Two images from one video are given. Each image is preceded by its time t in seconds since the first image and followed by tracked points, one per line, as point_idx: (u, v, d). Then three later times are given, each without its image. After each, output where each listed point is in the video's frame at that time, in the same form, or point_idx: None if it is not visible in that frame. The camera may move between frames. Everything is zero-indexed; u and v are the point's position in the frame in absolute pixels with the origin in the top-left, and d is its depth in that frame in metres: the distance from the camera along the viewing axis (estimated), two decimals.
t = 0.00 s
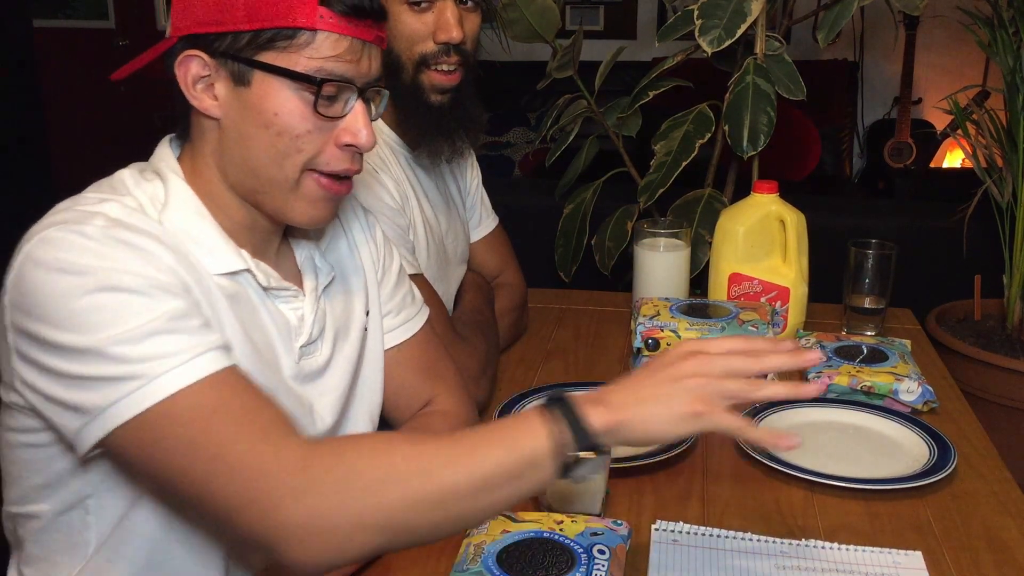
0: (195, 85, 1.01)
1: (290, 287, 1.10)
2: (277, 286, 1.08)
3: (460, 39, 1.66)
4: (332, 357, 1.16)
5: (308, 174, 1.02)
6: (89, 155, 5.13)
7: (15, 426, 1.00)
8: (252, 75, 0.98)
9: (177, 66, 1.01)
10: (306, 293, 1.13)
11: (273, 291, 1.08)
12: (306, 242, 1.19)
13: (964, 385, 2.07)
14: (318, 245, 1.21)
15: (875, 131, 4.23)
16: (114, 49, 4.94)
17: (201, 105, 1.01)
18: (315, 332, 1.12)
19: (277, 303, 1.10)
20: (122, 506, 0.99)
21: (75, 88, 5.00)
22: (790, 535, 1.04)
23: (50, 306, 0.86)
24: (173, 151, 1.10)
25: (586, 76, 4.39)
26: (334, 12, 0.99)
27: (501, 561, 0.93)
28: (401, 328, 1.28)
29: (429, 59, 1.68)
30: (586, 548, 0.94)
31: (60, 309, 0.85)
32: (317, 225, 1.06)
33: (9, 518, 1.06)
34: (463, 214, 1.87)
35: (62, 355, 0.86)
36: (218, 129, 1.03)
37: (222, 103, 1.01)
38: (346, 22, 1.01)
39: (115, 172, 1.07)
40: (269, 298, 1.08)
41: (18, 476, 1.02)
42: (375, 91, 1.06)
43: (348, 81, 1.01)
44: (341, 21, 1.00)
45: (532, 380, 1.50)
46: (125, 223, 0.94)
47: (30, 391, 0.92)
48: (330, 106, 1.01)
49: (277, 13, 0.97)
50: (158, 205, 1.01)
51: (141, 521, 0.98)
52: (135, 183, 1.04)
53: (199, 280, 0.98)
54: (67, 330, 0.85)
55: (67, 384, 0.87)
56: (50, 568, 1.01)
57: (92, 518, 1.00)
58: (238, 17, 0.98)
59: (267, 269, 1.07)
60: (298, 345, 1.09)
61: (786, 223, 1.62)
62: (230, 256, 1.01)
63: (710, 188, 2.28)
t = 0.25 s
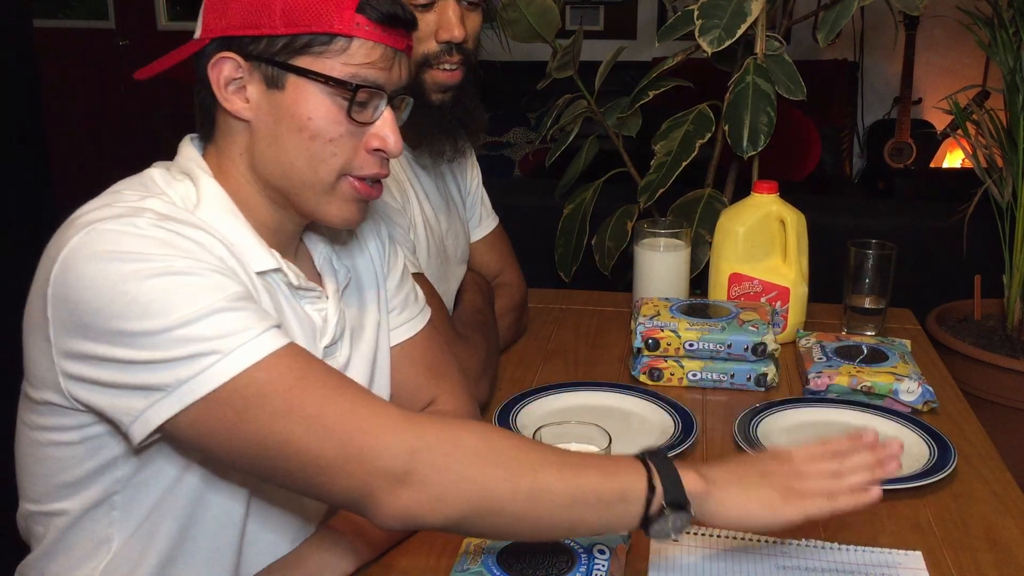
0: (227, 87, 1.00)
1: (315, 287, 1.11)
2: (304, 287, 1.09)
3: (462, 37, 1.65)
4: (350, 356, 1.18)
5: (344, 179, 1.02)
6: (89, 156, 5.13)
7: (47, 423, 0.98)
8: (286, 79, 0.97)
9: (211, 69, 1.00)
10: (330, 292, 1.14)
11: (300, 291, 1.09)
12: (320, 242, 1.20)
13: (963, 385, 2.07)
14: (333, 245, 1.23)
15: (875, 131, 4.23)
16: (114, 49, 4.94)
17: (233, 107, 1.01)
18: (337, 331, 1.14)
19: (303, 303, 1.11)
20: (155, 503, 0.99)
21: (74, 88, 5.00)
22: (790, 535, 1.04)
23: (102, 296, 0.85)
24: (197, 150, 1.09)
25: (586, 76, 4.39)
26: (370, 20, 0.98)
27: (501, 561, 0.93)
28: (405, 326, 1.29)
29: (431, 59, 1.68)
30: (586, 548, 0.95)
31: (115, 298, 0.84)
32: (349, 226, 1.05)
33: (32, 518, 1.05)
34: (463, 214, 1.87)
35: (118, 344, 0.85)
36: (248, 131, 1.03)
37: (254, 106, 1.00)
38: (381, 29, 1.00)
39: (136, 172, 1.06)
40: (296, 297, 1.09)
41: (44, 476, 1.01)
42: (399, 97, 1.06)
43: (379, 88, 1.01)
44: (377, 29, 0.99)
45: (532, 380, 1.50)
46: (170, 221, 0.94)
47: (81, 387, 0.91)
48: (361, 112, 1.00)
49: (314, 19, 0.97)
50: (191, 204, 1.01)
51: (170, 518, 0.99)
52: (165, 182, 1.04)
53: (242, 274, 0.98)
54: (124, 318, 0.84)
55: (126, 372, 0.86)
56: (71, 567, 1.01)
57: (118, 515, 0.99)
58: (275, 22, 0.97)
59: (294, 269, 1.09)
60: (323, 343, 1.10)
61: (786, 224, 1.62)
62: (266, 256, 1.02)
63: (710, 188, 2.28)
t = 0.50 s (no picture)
0: (241, 92, 1.00)
1: (325, 292, 1.11)
2: (314, 291, 1.09)
3: (465, 37, 1.64)
4: (356, 355, 1.18)
5: (359, 189, 1.02)
6: (90, 157, 5.13)
7: (57, 428, 0.98)
8: (301, 86, 0.97)
9: (227, 72, 1.00)
10: (338, 298, 1.14)
11: (310, 295, 1.09)
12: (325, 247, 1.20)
13: (963, 385, 2.07)
14: (339, 251, 1.23)
15: (875, 131, 4.23)
16: (115, 49, 4.94)
17: (246, 113, 1.00)
18: (344, 336, 1.14)
19: (312, 308, 1.10)
20: (162, 506, 0.99)
21: (74, 89, 5.01)
22: (790, 535, 1.04)
23: (123, 297, 0.84)
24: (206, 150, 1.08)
25: (586, 76, 4.39)
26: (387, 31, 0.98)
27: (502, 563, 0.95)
28: (406, 327, 1.29)
29: (434, 59, 1.65)
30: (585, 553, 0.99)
31: (137, 300, 0.84)
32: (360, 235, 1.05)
33: (36, 518, 1.05)
34: (463, 215, 1.87)
35: (138, 345, 0.85)
36: (259, 137, 1.02)
37: (267, 112, 1.00)
38: (397, 39, 1.00)
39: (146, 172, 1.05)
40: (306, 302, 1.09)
41: (51, 477, 1.01)
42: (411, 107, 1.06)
43: (394, 98, 1.01)
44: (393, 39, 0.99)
45: (532, 380, 1.50)
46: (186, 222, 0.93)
47: (97, 389, 0.90)
48: (375, 122, 1.00)
49: (331, 27, 0.97)
50: (204, 206, 1.00)
51: (174, 521, 0.99)
52: (176, 184, 1.02)
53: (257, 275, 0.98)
54: (146, 319, 0.84)
55: (146, 374, 0.85)
56: (75, 569, 1.01)
57: (124, 517, 0.99)
58: (291, 28, 0.97)
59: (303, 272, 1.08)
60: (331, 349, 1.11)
61: (786, 224, 1.62)
62: (278, 259, 1.01)
63: (710, 188, 2.28)
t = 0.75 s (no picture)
0: (248, 102, 1.00)
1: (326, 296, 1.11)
2: (316, 295, 1.09)
3: (466, 38, 1.64)
4: (355, 359, 1.19)
5: (366, 197, 1.02)
6: (90, 157, 5.13)
7: (57, 424, 0.98)
8: (307, 96, 0.97)
9: (232, 84, 1.00)
10: (338, 302, 1.14)
11: (312, 298, 1.09)
12: (329, 250, 1.20)
13: (963, 385, 2.06)
14: (342, 257, 1.22)
15: (875, 130, 4.23)
16: (114, 49, 4.95)
17: (254, 123, 1.00)
18: (344, 339, 1.14)
19: (313, 311, 1.10)
20: (160, 506, 0.99)
21: (74, 90, 5.01)
22: (790, 535, 1.04)
23: (125, 293, 0.84)
24: (209, 151, 1.08)
25: (586, 76, 4.39)
26: (393, 38, 0.98)
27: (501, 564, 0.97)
28: (407, 329, 1.29)
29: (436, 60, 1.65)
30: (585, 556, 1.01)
31: (139, 295, 0.84)
32: (368, 243, 1.05)
33: (33, 515, 1.04)
34: (462, 215, 1.87)
35: (137, 341, 0.84)
36: (268, 146, 1.02)
37: (275, 122, 1.00)
38: (403, 46, 1.00)
39: (149, 171, 1.05)
40: (308, 305, 1.09)
41: (50, 475, 1.00)
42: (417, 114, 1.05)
43: (400, 106, 1.00)
44: (399, 47, 0.99)
45: (532, 380, 1.50)
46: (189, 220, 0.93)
47: (97, 386, 0.90)
48: (382, 130, 0.99)
49: (337, 36, 0.97)
50: (206, 206, 1.00)
51: (171, 521, 0.99)
52: (179, 183, 1.02)
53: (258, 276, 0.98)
54: (147, 316, 0.83)
55: (144, 371, 0.85)
56: (71, 567, 1.01)
57: (122, 517, 0.99)
58: (298, 38, 0.97)
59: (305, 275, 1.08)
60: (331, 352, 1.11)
61: (786, 223, 1.62)
62: (280, 260, 1.01)
63: (710, 188, 2.28)
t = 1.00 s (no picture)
0: (240, 104, 1.00)
1: (323, 298, 1.11)
2: (314, 296, 1.09)
3: (467, 39, 1.65)
4: (354, 361, 1.18)
5: (359, 197, 1.02)
6: (90, 156, 5.13)
7: (56, 427, 0.98)
8: (299, 96, 0.97)
9: (223, 84, 1.00)
10: (336, 304, 1.14)
11: (310, 300, 1.09)
12: (328, 251, 1.20)
13: (963, 385, 2.07)
14: (340, 256, 1.23)
15: (875, 130, 4.23)
16: (114, 49, 4.95)
17: (246, 124, 1.00)
18: (343, 340, 1.14)
19: (311, 313, 1.11)
20: (159, 508, 0.99)
21: (75, 90, 5.01)
22: (790, 534, 1.05)
23: (124, 297, 0.84)
24: (207, 152, 1.08)
25: (586, 76, 4.40)
26: (384, 37, 0.98)
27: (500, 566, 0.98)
28: (407, 330, 1.29)
29: (437, 62, 1.67)
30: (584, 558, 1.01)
31: (138, 299, 0.84)
32: (363, 242, 1.05)
33: (32, 516, 1.05)
34: (463, 215, 1.87)
35: (136, 345, 0.84)
36: (261, 147, 1.02)
37: (266, 123, 1.00)
38: (394, 45, 1.00)
39: (148, 173, 1.05)
40: (306, 307, 1.09)
41: (49, 476, 1.01)
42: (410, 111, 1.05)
43: (394, 106, 1.00)
44: (391, 46, 0.99)
45: (532, 380, 1.50)
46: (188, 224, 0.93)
47: (96, 390, 0.90)
48: (375, 130, 1.00)
49: (327, 37, 0.96)
50: (205, 209, 1.00)
51: (169, 523, 0.99)
52: (178, 186, 1.02)
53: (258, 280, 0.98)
54: (146, 320, 0.83)
55: (143, 375, 0.85)
56: (70, 568, 1.01)
57: (121, 519, 0.99)
58: (288, 39, 0.97)
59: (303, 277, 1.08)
60: (329, 354, 1.11)
61: (786, 223, 1.62)
62: (279, 263, 1.01)
63: (710, 188, 2.28)
